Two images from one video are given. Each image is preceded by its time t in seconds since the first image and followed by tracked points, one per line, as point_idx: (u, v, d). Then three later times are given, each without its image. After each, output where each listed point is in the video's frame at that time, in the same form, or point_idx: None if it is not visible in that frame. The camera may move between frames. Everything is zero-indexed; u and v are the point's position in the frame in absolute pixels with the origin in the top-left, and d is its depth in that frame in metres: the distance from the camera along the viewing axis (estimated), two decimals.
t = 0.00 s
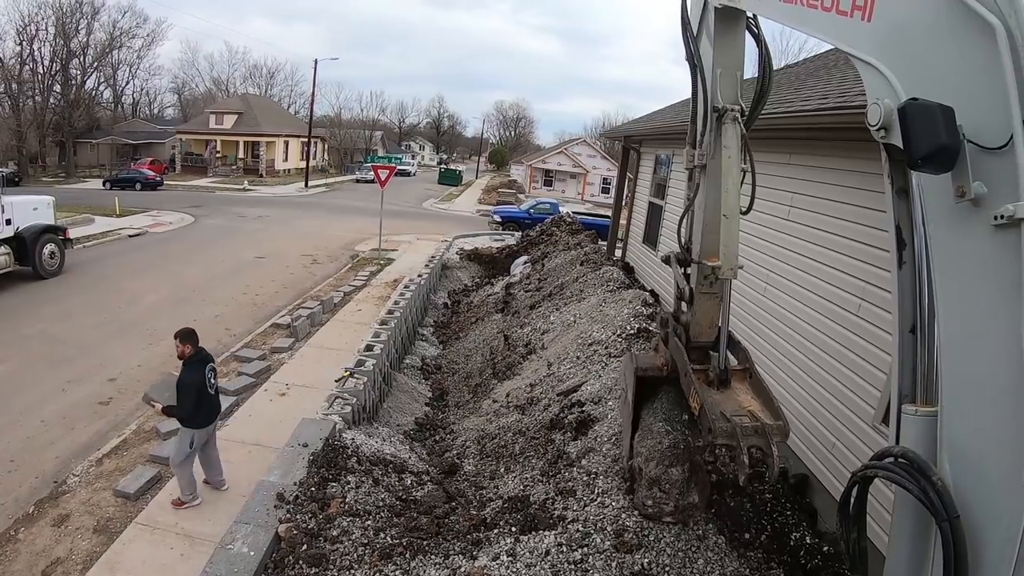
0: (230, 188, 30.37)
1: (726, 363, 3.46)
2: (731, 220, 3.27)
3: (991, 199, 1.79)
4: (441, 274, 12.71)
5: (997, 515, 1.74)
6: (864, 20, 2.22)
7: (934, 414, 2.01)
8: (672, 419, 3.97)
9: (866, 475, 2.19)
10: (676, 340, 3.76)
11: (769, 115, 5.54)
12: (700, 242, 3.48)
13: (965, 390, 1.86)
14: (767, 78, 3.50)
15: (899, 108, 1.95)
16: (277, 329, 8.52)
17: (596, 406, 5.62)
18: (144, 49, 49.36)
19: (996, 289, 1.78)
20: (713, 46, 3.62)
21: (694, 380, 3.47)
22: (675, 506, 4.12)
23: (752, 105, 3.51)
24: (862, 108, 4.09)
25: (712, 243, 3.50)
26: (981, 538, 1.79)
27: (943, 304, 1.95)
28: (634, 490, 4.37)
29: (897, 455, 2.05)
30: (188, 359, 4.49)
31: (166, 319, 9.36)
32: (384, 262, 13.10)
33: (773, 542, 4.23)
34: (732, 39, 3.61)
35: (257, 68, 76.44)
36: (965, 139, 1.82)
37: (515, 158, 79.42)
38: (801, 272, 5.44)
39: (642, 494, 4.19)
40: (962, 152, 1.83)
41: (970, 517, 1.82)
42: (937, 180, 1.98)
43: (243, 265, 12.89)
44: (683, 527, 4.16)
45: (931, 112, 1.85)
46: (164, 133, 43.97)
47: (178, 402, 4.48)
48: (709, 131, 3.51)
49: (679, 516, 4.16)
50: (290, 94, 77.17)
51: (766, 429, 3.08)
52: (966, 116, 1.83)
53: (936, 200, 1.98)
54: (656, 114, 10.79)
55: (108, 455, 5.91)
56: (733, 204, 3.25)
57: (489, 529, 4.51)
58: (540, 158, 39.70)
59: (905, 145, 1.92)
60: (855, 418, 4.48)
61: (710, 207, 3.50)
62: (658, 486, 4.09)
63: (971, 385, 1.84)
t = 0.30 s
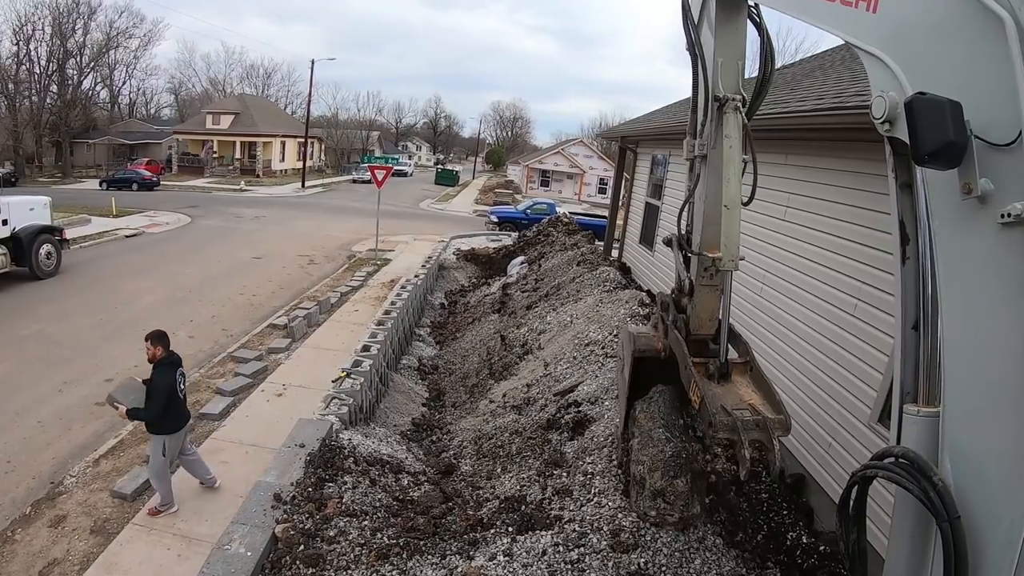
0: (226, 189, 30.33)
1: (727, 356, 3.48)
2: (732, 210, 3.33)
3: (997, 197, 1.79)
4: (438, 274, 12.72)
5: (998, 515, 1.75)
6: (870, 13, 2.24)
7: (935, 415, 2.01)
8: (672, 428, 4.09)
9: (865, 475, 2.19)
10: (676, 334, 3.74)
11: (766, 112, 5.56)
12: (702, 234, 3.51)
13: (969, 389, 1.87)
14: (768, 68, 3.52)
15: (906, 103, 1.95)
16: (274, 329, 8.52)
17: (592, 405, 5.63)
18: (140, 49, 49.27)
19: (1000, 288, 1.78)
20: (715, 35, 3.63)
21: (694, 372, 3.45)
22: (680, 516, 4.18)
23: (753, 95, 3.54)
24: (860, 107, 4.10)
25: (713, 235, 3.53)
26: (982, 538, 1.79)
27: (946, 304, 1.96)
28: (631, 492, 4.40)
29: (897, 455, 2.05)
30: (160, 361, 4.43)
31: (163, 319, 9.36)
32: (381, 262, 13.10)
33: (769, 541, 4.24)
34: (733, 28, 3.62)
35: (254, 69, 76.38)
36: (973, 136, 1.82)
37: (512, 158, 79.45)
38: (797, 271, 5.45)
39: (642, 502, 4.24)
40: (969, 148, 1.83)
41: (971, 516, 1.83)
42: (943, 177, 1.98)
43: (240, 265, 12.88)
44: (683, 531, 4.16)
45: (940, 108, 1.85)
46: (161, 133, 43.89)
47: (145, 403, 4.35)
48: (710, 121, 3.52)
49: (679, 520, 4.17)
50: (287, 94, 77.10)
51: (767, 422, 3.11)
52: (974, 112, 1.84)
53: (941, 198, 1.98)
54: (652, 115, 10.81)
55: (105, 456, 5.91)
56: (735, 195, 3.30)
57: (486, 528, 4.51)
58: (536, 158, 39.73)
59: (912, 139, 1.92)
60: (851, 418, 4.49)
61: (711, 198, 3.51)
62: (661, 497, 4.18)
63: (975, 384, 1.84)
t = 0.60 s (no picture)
0: (225, 189, 30.29)
1: (725, 357, 3.48)
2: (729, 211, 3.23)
3: (995, 196, 1.79)
4: (437, 274, 12.73)
5: (997, 515, 1.75)
6: (868, 12, 2.24)
7: (934, 415, 2.01)
8: (664, 432, 4.45)
9: (863, 476, 2.19)
10: (673, 334, 3.75)
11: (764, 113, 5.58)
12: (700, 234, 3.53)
13: (967, 389, 1.86)
14: (766, 68, 3.52)
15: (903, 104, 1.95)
16: (273, 330, 8.51)
17: (591, 406, 5.64)
18: (139, 49, 49.21)
19: (998, 288, 1.78)
20: (712, 34, 3.64)
21: (692, 373, 3.42)
22: (679, 517, 4.13)
23: (750, 95, 3.52)
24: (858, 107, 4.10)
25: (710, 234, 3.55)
26: (980, 539, 1.79)
27: (944, 304, 1.96)
28: (630, 494, 4.41)
29: (895, 455, 2.05)
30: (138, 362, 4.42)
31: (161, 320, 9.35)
32: (379, 262, 13.10)
33: (768, 541, 4.24)
34: (730, 27, 3.62)
35: (252, 69, 76.34)
36: (970, 136, 1.82)
37: (512, 158, 79.45)
38: (795, 271, 5.46)
39: (642, 505, 4.24)
40: (967, 148, 1.84)
41: (969, 516, 1.83)
42: (940, 177, 1.99)
43: (238, 266, 12.86)
44: (683, 534, 4.13)
45: (937, 108, 1.85)
46: (159, 133, 43.85)
47: (114, 398, 4.24)
48: (708, 121, 3.54)
49: (680, 523, 4.13)
50: (286, 94, 77.05)
51: (766, 422, 3.09)
52: (971, 112, 1.84)
53: (939, 198, 1.99)
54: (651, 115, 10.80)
55: (103, 457, 5.90)
56: (732, 195, 3.23)
57: (486, 529, 4.51)
58: (535, 158, 39.71)
59: (909, 139, 1.92)
60: (850, 418, 4.50)
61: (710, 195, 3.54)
62: (659, 501, 4.16)
63: (974, 384, 1.84)
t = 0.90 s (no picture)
0: (224, 189, 30.27)
1: (726, 358, 3.47)
2: (729, 211, 3.27)
3: (993, 196, 1.79)
4: (436, 274, 12.73)
5: (994, 515, 1.75)
6: (867, 12, 2.25)
7: (931, 414, 2.02)
8: (658, 434, 4.68)
9: (861, 475, 2.19)
10: (675, 335, 3.71)
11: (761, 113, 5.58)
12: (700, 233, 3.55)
13: (965, 389, 1.87)
14: (765, 68, 3.52)
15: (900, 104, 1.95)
16: (272, 330, 8.51)
17: (590, 406, 5.64)
18: (138, 49, 49.16)
19: (996, 288, 1.78)
20: (711, 34, 3.63)
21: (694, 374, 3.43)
22: (676, 513, 4.14)
23: (749, 96, 3.53)
24: (857, 108, 4.10)
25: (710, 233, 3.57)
26: (977, 539, 1.79)
27: (942, 304, 1.96)
28: (629, 494, 4.41)
29: (893, 455, 2.05)
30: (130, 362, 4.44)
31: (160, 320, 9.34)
32: (378, 262, 13.09)
33: (766, 540, 4.24)
34: (730, 27, 3.60)
35: (251, 68, 76.28)
36: (968, 136, 1.83)
37: (511, 158, 79.46)
38: (793, 271, 5.47)
39: (639, 501, 4.28)
40: (964, 149, 1.84)
41: (966, 516, 1.83)
42: (939, 177, 1.99)
43: (237, 266, 12.84)
44: (682, 533, 4.12)
45: (935, 109, 1.85)
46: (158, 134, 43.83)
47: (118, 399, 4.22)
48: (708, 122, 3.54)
49: (678, 523, 4.13)
50: (285, 94, 77.00)
51: (767, 423, 3.10)
52: (968, 113, 1.84)
53: (938, 198, 1.99)
54: (650, 115, 10.80)
55: (102, 457, 5.90)
56: (732, 195, 3.25)
57: (484, 529, 4.51)
58: (534, 158, 39.70)
59: (907, 140, 1.92)
60: (848, 417, 4.50)
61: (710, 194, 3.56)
62: (657, 494, 4.24)
63: (971, 384, 1.84)
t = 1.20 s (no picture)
0: (223, 189, 30.27)
1: (722, 359, 3.49)
2: (728, 212, 3.24)
3: (992, 197, 1.79)
4: (436, 274, 12.73)
5: (993, 517, 1.75)
6: (866, 13, 2.25)
7: (931, 416, 2.02)
8: (657, 435, 4.71)
9: (861, 476, 2.19)
10: (672, 336, 3.73)
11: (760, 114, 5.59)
12: (700, 235, 3.55)
13: (964, 390, 1.86)
14: (765, 70, 3.51)
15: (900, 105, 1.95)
16: (271, 330, 8.50)
17: (589, 406, 5.63)
18: (138, 49, 49.20)
19: (995, 289, 1.78)
20: (710, 36, 3.64)
21: (691, 374, 3.42)
22: (676, 513, 4.13)
23: (749, 98, 3.53)
24: (857, 108, 4.09)
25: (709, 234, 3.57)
26: (977, 540, 1.79)
27: (941, 304, 1.96)
28: (629, 495, 4.41)
29: (893, 456, 2.05)
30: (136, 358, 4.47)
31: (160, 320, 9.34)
32: (378, 262, 13.09)
33: (766, 542, 4.25)
34: (729, 31, 3.63)
35: (251, 69, 76.31)
36: (968, 137, 1.82)
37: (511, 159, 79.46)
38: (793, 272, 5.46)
39: (638, 502, 4.26)
40: (964, 149, 1.83)
41: (966, 517, 1.83)
42: (938, 178, 1.99)
43: (237, 266, 12.83)
44: (682, 534, 4.12)
45: (934, 110, 1.84)
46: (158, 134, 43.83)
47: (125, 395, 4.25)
48: (707, 122, 3.54)
49: (678, 524, 4.13)
50: (284, 94, 77.02)
51: (765, 424, 3.10)
52: (968, 113, 1.84)
53: (937, 198, 1.99)
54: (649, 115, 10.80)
55: (101, 458, 5.89)
56: (731, 197, 3.22)
57: (484, 530, 4.50)
58: (534, 159, 39.71)
59: (906, 141, 1.92)
60: (847, 418, 4.50)
61: (709, 195, 3.56)
62: (657, 495, 4.21)
63: (971, 384, 1.84)
